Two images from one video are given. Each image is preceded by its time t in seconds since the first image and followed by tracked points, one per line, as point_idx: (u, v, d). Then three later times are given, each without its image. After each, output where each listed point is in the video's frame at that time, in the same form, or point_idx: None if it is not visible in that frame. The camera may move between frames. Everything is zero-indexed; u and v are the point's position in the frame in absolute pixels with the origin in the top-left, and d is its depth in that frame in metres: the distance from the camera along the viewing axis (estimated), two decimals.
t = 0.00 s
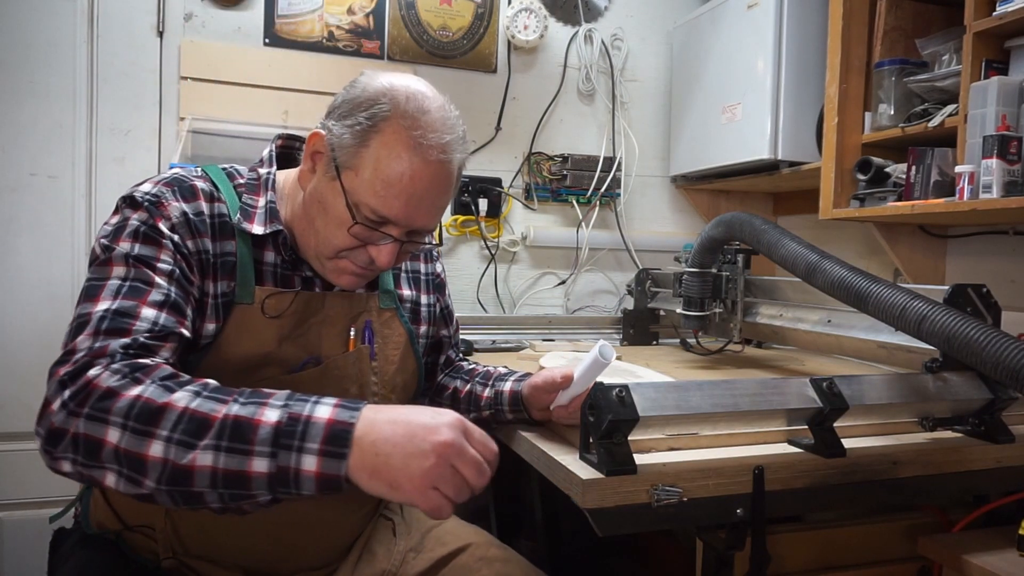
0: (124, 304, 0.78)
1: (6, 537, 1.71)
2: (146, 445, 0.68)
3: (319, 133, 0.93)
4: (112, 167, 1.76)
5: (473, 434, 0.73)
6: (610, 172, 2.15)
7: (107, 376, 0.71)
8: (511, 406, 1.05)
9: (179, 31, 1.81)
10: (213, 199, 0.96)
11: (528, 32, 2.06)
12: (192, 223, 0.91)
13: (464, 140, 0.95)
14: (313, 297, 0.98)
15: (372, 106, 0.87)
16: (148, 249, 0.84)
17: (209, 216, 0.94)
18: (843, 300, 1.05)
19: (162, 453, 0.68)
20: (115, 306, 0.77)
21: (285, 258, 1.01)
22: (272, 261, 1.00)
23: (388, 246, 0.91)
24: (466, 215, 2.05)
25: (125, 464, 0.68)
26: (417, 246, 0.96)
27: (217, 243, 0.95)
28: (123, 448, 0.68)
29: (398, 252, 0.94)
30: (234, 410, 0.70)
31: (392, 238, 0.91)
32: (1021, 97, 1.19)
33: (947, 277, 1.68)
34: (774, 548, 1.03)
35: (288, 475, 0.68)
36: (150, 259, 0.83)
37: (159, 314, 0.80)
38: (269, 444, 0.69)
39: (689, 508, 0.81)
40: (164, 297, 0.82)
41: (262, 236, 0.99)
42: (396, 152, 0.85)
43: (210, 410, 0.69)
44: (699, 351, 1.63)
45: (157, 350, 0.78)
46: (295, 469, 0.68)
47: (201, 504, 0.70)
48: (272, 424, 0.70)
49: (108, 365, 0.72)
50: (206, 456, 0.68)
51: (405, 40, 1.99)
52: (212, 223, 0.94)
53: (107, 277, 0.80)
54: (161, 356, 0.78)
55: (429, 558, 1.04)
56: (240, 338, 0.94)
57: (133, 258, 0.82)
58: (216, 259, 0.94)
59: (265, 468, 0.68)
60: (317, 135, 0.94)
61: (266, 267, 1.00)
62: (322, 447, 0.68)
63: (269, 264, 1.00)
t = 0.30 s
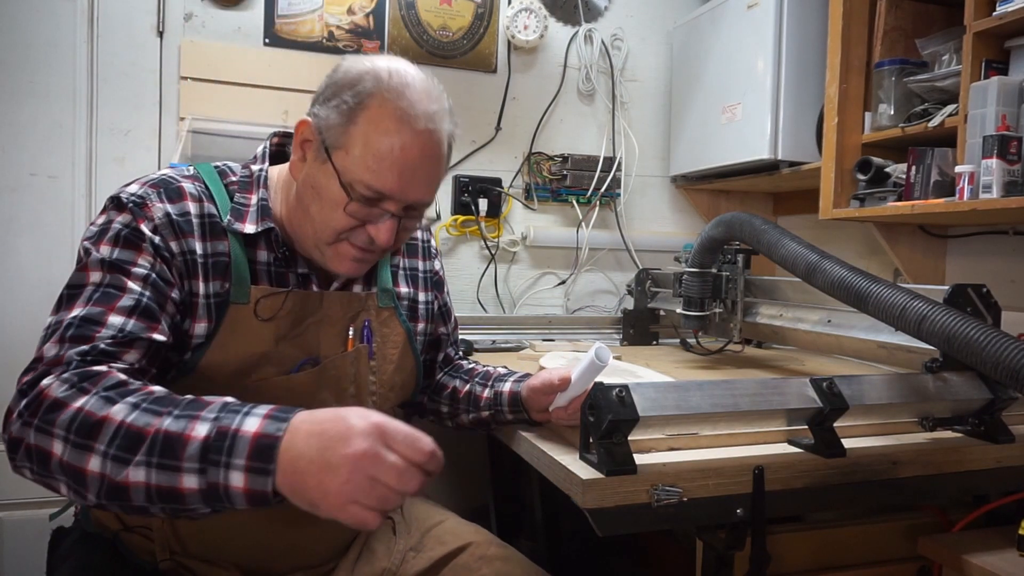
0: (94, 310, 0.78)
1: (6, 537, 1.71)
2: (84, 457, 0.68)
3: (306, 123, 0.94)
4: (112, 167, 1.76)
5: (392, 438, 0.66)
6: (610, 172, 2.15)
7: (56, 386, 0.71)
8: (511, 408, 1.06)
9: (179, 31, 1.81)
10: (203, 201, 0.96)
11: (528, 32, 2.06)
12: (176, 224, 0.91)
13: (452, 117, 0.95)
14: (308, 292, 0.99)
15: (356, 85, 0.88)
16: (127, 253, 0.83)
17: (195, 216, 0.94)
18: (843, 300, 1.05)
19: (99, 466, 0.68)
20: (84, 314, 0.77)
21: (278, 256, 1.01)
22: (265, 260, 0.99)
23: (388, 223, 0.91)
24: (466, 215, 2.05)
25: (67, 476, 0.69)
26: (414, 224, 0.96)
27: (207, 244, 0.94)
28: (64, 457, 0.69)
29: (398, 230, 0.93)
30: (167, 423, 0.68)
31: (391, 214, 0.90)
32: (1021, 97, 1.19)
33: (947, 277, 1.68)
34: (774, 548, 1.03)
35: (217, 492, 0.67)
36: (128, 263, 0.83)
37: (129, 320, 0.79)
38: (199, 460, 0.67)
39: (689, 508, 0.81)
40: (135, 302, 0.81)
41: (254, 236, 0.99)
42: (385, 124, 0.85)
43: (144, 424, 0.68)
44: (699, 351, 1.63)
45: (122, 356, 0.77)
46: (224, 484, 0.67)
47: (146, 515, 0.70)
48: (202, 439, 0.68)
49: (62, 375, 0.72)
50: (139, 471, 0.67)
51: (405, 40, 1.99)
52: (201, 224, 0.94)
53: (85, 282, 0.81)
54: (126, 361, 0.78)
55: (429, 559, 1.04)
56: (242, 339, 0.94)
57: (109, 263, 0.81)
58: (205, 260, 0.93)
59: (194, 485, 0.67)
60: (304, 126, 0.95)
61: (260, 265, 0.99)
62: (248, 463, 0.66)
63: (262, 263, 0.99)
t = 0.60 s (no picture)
0: (62, 337, 0.85)
1: (6, 537, 1.71)
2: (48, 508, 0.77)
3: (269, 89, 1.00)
4: (112, 168, 1.77)
5: None
6: (610, 172, 2.15)
7: (36, 436, 0.80)
8: (511, 407, 1.05)
9: (179, 32, 1.81)
10: (179, 198, 0.97)
11: (528, 32, 2.06)
12: (143, 222, 0.91)
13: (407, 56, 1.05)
14: (288, 280, 0.98)
15: (314, 25, 0.96)
16: (91, 268, 0.87)
17: (168, 212, 0.94)
18: (843, 299, 1.05)
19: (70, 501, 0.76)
20: (54, 340, 0.85)
21: (256, 243, 1.00)
22: (245, 249, 0.99)
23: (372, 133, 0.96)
24: (466, 215, 2.05)
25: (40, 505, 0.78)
26: (395, 144, 1.02)
27: (181, 237, 0.94)
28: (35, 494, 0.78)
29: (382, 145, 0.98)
30: (98, 527, 0.74)
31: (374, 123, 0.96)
32: (1020, 97, 1.19)
33: (947, 277, 1.68)
34: (774, 548, 1.03)
35: None
36: (90, 278, 0.86)
37: (92, 343, 0.86)
38: None
39: (689, 507, 0.81)
40: (94, 322, 0.86)
41: (231, 226, 0.98)
42: (348, 40, 0.94)
43: (83, 517, 0.75)
44: (699, 351, 1.63)
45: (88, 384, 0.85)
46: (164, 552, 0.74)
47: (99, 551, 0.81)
48: (115, 559, 0.73)
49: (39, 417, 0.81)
50: (68, 552, 0.75)
51: (405, 40, 1.99)
52: (176, 218, 0.94)
53: (57, 303, 0.86)
54: (90, 390, 0.85)
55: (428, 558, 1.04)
56: (236, 331, 0.93)
57: (77, 281, 0.86)
58: (179, 252, 0.93)
59: None
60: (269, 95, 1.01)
61: (239, 255, 0.98)
62: None
63: (240, 252, 0.98)
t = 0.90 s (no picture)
0: (34, 335, 0.88)
1: (5, 537, 1.71)
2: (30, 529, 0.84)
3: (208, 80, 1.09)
4: (112, 168, 1.77)
5: None
6: (610, 172, 2.15)
7: (19, 452, 0.85)
8: (511, 407, 1.05)
9: (179, 32, 1.81)
10: (142, 191, 1.00)
11: (528, 32, 2.06)
12: (107, 214, 0.95)
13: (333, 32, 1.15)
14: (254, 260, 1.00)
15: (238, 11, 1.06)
16: (57, 264, 0.90)
17: (128, 205, 0.97)
18: (843, 299, 1.05)
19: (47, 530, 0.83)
20: (27, 340, 0.88)
21: (216, 225, 1.02)
22: (207, 232, 1.00)
23: (305, 89, 1.04)
24: (466, 215, 2.05)
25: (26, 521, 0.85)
26: (330, 105, 1.10)
27: (144, 224, 0.97)
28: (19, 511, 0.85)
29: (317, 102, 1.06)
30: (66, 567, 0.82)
31: (306, 81, 1.04)
32: (1021, 97, 1.19)
33: (947, 277, 1.68)
34: (774, 548, 1.03)
35: None
36: (56, 274, 0.90)
37: (61, 335, 0.88)
38: None
39: (689, 507, 0.81)
40: (63, 314, 0.88)
41: (192, 211, 1.01)
42: (272, 14, 1.04)
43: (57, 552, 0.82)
44: (699, 351, 1.63)
45: (58, 379, 0.88)
46: None
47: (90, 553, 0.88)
48: None
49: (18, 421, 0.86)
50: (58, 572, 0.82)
51: (405, 40, 2.00)
52: (136, 210, 0.97)
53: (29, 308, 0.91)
54: (61, 386, 0.88)
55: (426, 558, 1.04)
56: (200, 313, 0.94)
57: (45, 279, 0.90)
58: (143, 237, 0.96)
59: None
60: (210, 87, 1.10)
61: (201, 237, 1.00)
62: None
63: (202, 236, 1.00)
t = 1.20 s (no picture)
0: (31, 298, 0.88)
1: (6, 537, 1.71)
2: (81, 425, 0.77)
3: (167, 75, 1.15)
4: (112, 167, 1.76)
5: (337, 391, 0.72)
6: (610, 172, 2.15)
7: (39, 370, 0.80)
8: (506, 399, 1.06)
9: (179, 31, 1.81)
10: (106, 187, 1.04)
11: (528, 32, 2.06)
12: (83, 204, 0.99)
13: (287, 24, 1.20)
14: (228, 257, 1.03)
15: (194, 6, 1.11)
16: (45, 242, 0.93)
17: (101, 198, 1.01)
18: (843, 300, 1.05)
19: (102, 388, 0.78)
20: (26, 304, 0.88)
21: (184, 216, 1.06)
22: (175, 223, 1.04)
23: (263, 79, 1.09)
24: (466, 215, 2.05)
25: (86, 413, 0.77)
26: (288, 94, 1.15)
27: (114, 215, 1.01)
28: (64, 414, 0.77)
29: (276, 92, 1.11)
30: (140, 391, 0.77)
31: (264, 72, 1.09)
32: (1021, 97, 1.19)
33: (947, 277, 1.68)
34: (773, 548, 1.03)
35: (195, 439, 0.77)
36: (46, 249, 0.92)
37: (65, 293, 0.89)
38: (174, 417, 0.77)
39: (690, 508, 0.81)
40: (62, 278, 0.90)
41: (158, 204, 1.05)
42: (228, 8, 1.09)
43: (120, 395, 0.77)
44: (699, 351, 1.63)
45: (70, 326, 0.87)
46: (201, 395, 0.76)
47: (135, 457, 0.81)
48: (173, 401, 0.77)
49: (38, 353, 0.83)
50: (126, 433, 0.77)
51: (405, 40, 2.00)
52: (108, 202, 1.01)
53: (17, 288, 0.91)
54: (74, 331, 0.87)
55: (423, 556, 1.04)
56: (175, 306, 0.96)
57: (34, 256, 0.92)
58: (114, 226, 0.99)
59: (175, 434, 0.77)
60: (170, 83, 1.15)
61: (169, 228, 1.04)
62: (217, 415, 0.76)
63: (169, 227, 1.04)
